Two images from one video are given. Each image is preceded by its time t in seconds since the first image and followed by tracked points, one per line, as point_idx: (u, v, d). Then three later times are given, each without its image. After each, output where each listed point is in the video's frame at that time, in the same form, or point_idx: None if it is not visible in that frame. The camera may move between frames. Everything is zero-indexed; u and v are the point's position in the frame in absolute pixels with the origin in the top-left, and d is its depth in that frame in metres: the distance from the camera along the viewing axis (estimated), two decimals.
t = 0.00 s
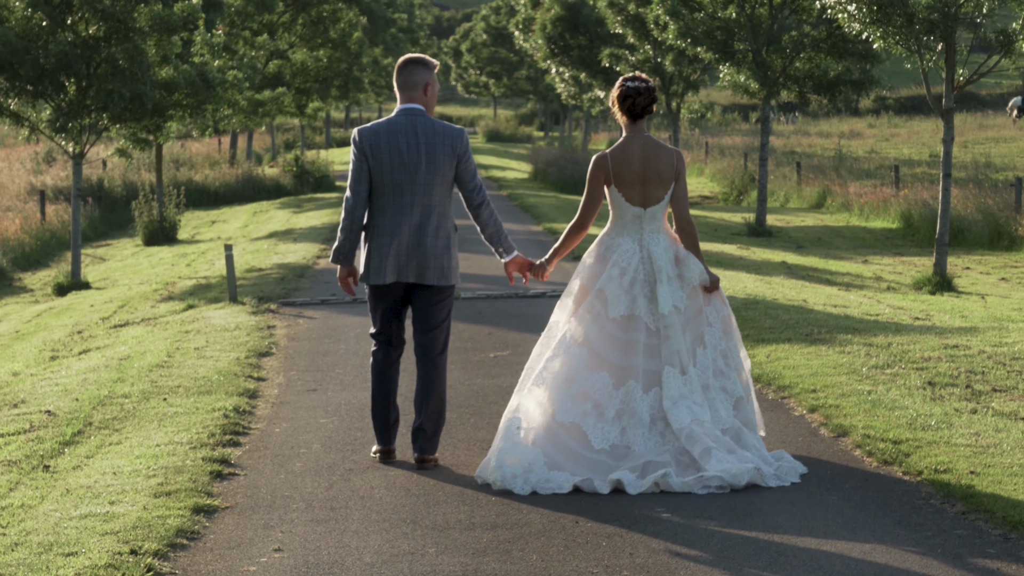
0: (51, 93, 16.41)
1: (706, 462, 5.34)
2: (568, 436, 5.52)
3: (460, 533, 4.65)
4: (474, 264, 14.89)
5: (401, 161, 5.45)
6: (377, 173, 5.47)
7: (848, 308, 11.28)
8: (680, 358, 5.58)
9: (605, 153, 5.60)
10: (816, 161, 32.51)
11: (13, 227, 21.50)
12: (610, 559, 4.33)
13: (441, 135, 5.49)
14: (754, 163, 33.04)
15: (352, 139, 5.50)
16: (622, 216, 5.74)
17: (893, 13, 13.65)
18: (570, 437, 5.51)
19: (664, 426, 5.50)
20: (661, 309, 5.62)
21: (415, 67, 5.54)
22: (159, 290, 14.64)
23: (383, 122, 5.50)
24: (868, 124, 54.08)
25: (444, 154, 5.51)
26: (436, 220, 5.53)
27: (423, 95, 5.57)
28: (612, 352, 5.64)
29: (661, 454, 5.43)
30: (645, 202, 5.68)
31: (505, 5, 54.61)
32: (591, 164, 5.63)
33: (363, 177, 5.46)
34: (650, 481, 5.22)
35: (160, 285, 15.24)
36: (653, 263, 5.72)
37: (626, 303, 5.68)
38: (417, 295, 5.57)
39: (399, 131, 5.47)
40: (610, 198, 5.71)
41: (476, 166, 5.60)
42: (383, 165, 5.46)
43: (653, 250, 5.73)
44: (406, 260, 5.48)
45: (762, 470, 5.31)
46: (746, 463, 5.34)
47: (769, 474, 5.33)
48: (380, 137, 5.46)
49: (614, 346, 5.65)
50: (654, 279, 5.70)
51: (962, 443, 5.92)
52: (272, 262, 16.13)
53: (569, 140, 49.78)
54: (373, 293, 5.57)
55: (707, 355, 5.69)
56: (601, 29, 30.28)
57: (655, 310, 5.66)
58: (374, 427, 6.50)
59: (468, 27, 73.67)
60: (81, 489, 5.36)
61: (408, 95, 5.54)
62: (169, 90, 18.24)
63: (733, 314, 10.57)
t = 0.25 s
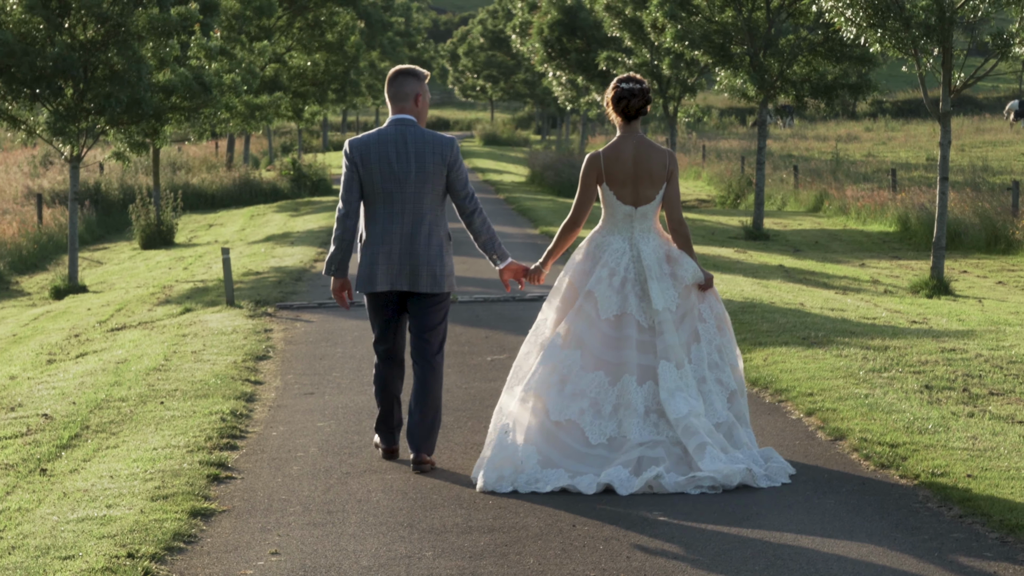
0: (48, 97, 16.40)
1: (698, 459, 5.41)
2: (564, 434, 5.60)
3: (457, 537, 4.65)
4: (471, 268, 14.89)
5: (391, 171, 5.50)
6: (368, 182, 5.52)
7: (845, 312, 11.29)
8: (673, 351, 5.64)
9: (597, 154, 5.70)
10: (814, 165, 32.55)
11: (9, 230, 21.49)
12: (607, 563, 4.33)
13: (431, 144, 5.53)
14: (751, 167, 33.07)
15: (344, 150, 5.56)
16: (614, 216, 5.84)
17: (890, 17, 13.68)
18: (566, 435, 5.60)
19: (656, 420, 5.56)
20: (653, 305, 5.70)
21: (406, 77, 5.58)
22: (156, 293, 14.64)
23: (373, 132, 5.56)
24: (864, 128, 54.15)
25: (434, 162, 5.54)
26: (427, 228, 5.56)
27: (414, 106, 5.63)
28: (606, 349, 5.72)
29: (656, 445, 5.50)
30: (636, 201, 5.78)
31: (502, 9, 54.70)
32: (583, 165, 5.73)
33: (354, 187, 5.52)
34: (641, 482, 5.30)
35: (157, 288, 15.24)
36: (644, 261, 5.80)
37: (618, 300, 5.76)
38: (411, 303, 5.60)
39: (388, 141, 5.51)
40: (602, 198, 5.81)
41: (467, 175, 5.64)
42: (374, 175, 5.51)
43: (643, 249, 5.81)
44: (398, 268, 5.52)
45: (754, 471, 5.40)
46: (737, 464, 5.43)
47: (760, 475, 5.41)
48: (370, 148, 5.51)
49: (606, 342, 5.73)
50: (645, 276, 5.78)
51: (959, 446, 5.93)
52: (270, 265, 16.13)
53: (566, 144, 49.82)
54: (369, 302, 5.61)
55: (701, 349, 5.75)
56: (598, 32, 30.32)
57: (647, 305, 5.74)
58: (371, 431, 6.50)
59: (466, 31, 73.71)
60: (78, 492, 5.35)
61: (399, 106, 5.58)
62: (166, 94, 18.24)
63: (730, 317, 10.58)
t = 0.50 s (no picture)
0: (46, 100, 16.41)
1: (689, 460, 5.44)
2: (560, 434, 5.66)
3: (454, 540, 4.66)
4: (469, 270, 14.91)
5: (379, 172, 5.61)
6: (357, 185, 5.64)
7: (843, 315, 11.31)
8: (666, 352, 5.68)
9: (592, 152, 5.79)
10: (811, 168, 32.60)
11: (7, 233, 21.49)
12: (604, 566, 4.34)
13: (418, 145, 5.64)
14: (748, 169, 33.11)
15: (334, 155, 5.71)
16: (609, 214, 5.92)
17: (887, 21, 13.72)
18: (563, 436, 5.66)
19: (650, 419, 5.60)
20: (647, 304, 5.75)
21: (392, 80, 5.67)
22: (153, 296, 14.63)
23: (362, 135, 5.68)
24: (861, 131, 54.23)
25: (422, 163, 5.66)
26: (417, 228, 5.67)
27: (401, 106, 5.73)
28: (602, 349, 5.77)
29: (649, 445, 5.53)
30: (631, 200, 5.85)
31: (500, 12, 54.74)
32: (578, 163, 5.81)
33: (343, 191, 5.65)
34: (634, 482, 5.33)
35: (155, 291, 15.24)
36: (639, 261, 5.87)
37: (614, 300, 5.81)
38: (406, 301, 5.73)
39: (376, 143, 5.63)
40: (597, 196, 5.88)
41: (455, 173, 5.73)
42: (362, 177, 5.63)
43: (638, 248, 5.88)
44: (389, 269, 5.64)
45: (745, 471, 5.44)
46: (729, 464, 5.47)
47: (751, 475, 5.46)
48: (358, 150, 5.62)
49: (602, 343, 5.78)
50: (639, 276, 5.84)
51: (957, 449, 5.94)
52: (267, 268, 16.13)
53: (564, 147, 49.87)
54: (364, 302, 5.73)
55: (694, 350, 5.80)
56: (595, 35, 30.36)
57: (641, 305, 5.79)
58: (368, 434, 6.51)
59: (463, 33, 73.75)
60: (76, 496, 5.35)
61: (387, 107, 5.71)
62: (164, 96, 18.25)
63: (728, 320, 10.60)
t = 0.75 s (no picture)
0: (43, 104, 16.40)
1: (680, 461, 5.49)
2: (557, 437, 5.70)
3: (451, 543, 4.67)
4: (465, 274, 14.91)
5: (367, 171, 5.70)
6: (346, 183, 5.76)
7: (839, 318, 11.33)
8: (661, 356, 5.73)
9: (590, 156, 5.83)
10: (807, 171, 32.65)
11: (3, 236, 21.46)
12: (601, 570, 4.35)
13: (406, 143, 5.72)
14: (745, 172, 33.16)
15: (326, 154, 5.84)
16: (607, 217, 5.94)
17: (884, 25, 13.75)
18: (559, 439, 5.70)
19: (644, 422, 5.64)
20: (643, 308, 5.79)
21: (381, 78, 5.82)
22: (150, 300, 14.63)
23: (352, 134, 5.79)
24: (857, 135, 54.30)
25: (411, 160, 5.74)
26: (406, 225, 5.76)
27: (392, 104, 5.85)
28: (599, 353, 5.80)
29: (642, 448, 5.57)
30: (629, 203, 5.88)
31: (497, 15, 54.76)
32: (575, 166, 5.85)
33: (334, 189, 5.78)
34: (623, 483, 5.39)
35: (151, 294, 15.24)
36: (636, 264, 5.89)
37: (612, 304, 5.83)
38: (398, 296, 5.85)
39: (365, 142, 5.72)
40: (594, 200, 5.91)
41: (444, 169, 5.79)
42: (351, 176, 5.74)
43: (636, 251, 5.92)
44: (378, 265, 5.74)
45: (735, 471, 5.49)
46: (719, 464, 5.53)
47: (741, 475, 5.50)
48: (347, 149, 5.74)
49: (600, 347, 5.81)
50: (637, 280, 5.87)
51: (953, 452, 5.96)
52: (264, 272, 16.13)
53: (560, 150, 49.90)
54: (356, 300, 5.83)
55: (688, 354, 5.86)
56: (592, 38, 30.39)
57: (638, 308, 5.82)
58: (365, 437, 6.52)
59: (460, 36, 73.80)
60: (72, 499, 5.36)
61: (377, 106, 5.83)
62: (161, 99, 18.26)
63: (724, 323, 10.61)
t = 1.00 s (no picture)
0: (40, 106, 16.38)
1: (675, 460, 5.51)
2: (556, 437, 5.72)
3: (449, 545, 4.67)
4: (463, 275, 14.91)
5: (365, 173, 5.72)
6: (345, 186, 5.78)
7: (837, 320, 11.34)
8: (659, 356, 5.75)
9: (589, 160, 5.84)
10: (805, 173, 32.65)
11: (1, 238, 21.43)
12: (598, 572, 4.35)
13: (403, 146, 5.73)
14: (742, 174, 33.16)
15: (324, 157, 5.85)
16: (608, 221, 5.97)
17: (883, 26, 13.77)
18: (558, 438, 5.71)
19: (642, 422, 5.66)
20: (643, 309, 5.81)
21: (379, 80, 5.80)
22: (148, 301, 14.61)
23: (350, 136, 5.80)
24: (855, 136, 54.35)
25: (408, 163, 5.75)
26: (404, 227, 5.79)
27: (389, 106, 5.85)
28: (598, 353, 5.82)
29: (640, 448, 5.59)
30: (629, 206, 5.91)
31: (495, 17, 54.76)
32: (575, 170, 5.86)
33: (333, 192, 5.81)
34: (618, 481, 5.43)
35: (149, 296, 15.23)
36: (636, 267, 5.92)
37: (611, 305, 5.86)
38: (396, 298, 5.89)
39: (363, 145, 5.74)
40: (594, 203, 5.93)
41: (441, 170, 5.80)
42: (349, 179, 5.75)
43: (636, 254, 5.94)
44: (377, 267, 5.75)
45: (728, 470, 5.53)
46: (713, 463, 5.55)
47: (735, 474, 5.54)
48: (345, 151, 5.75)
49: (600, 347, 5.83)
50: (637, 281, 5.89)
51: (951, 454, 5.96)
52: (261, 273, 16.12)
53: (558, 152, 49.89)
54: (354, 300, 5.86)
55: (686, 355, 5.88)
56: (590, 40, 30.38)
57: (637, 309, 5.85)
58: (362, 439, 6.52)
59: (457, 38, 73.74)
60: (70, 500, 5.35)
61: (375, 108, 5.82)
62: (158, 101, 18.24)
63: (722, 325, 10.61)
